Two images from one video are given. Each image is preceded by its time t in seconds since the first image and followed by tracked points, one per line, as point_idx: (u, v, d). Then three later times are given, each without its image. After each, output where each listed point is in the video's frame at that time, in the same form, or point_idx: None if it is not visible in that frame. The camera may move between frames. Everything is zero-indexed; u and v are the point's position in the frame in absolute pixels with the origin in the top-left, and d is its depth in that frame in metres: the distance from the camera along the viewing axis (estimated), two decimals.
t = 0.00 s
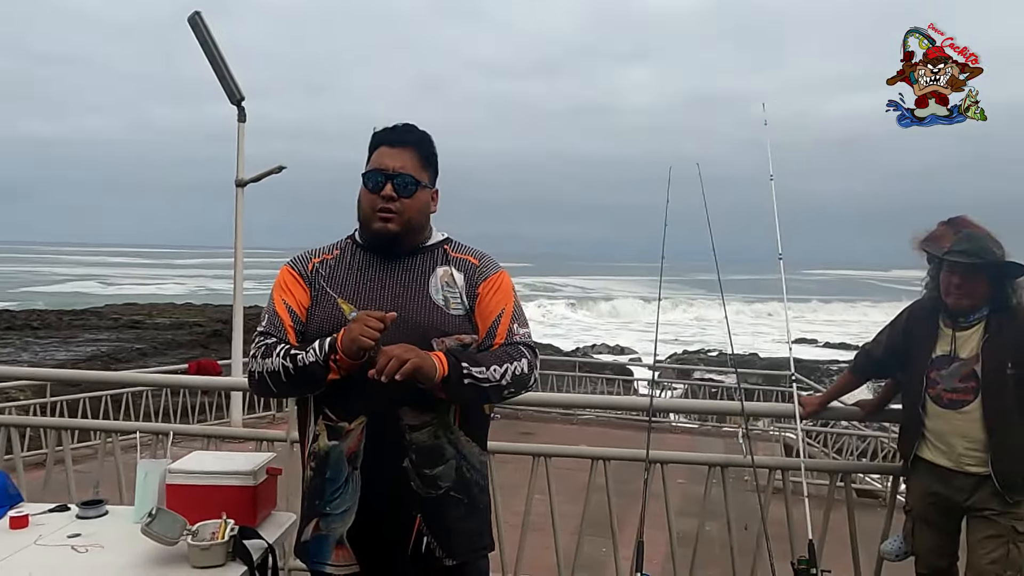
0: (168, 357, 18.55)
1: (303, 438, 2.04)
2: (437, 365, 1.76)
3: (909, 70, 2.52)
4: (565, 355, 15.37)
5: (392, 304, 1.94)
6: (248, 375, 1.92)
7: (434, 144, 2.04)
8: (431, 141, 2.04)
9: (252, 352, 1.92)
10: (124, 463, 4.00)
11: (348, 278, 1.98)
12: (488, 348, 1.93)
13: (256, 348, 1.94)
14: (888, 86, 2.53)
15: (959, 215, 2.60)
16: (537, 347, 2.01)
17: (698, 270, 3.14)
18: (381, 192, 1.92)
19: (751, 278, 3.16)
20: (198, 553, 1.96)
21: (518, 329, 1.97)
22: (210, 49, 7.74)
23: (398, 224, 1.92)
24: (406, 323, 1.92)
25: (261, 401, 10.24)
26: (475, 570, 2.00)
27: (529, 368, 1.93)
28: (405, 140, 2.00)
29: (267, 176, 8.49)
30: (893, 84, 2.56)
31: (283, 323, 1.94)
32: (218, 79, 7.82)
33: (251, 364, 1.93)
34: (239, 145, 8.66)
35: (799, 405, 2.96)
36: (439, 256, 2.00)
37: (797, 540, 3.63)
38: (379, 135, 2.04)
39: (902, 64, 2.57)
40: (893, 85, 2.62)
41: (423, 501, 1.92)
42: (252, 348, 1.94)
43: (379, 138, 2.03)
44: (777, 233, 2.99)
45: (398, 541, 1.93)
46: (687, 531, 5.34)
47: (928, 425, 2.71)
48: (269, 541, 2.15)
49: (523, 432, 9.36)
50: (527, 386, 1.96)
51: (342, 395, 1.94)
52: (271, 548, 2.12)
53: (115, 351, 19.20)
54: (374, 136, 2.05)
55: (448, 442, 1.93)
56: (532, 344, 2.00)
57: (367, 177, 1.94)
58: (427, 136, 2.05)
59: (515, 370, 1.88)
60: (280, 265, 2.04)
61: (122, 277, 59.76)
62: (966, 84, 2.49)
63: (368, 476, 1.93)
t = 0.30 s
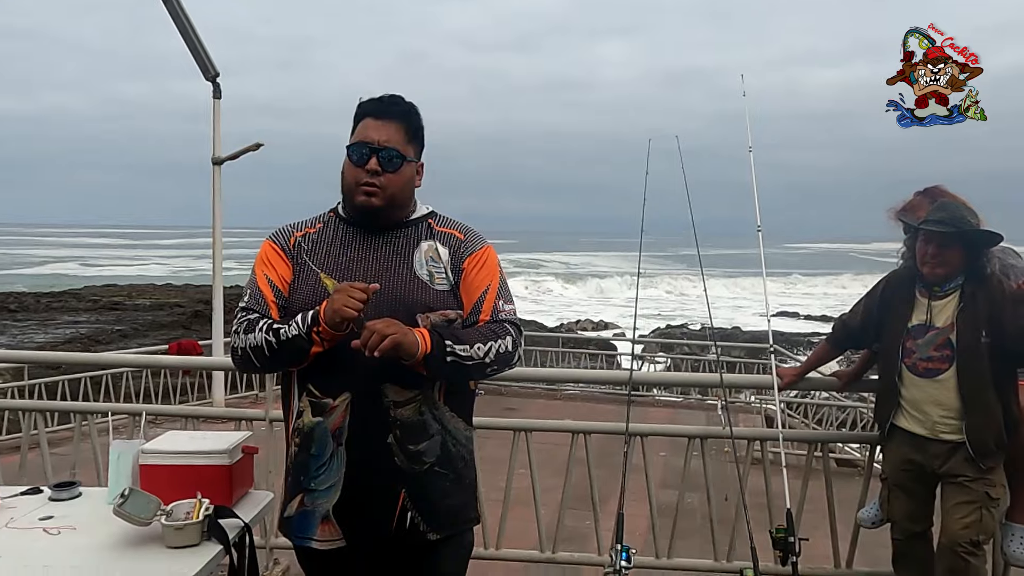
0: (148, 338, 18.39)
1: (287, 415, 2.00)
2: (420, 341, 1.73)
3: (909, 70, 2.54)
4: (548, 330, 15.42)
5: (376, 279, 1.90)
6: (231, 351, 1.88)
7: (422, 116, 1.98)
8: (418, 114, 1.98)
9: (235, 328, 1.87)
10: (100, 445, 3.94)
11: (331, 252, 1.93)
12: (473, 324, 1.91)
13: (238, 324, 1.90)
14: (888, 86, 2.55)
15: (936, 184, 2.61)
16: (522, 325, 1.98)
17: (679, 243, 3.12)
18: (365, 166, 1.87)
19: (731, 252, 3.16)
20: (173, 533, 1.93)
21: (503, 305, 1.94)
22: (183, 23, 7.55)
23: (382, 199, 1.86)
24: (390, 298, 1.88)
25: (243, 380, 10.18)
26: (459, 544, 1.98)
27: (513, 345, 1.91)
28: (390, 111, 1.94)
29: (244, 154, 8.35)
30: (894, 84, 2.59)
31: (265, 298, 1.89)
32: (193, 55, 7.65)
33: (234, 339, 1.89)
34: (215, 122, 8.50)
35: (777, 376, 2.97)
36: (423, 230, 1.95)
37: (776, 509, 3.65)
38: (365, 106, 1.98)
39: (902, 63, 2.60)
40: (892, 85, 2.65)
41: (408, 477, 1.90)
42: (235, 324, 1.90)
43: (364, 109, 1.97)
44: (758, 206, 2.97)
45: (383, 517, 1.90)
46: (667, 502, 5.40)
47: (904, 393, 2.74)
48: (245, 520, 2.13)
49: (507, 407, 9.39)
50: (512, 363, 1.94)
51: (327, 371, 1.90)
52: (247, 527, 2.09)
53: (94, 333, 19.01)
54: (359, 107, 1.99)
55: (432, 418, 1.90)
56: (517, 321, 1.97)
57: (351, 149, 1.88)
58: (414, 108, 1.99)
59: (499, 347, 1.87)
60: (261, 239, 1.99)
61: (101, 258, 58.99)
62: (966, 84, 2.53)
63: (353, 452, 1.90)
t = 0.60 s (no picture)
0: (147, 330, 18.42)
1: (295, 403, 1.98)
2: (430, 329, 1.73)
3: (908, 70, 2.60)
4: (546, 320, 15.43)
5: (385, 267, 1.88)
6: (240, 339, 1.86)
7: (431, 105, 1.97)
8: (427, 102, 1.96)
9: (244, 316, 1.86)
10: (97, 437, 3.93)
11: (339, 240, 1.90)
12: (481, 313, 1.89)
13: (247, 312, 1.88)
14: (887, 86, 2.62)
15: (930, 172, 2.63)
16: (531, 314, 1.97)
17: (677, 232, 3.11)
18: (374, 153, 1.85)
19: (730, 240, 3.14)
20: (169, 525, 1.93)
21: (512, 293, 1.93)
22: (178, 14, 7.50)
23: (389, 186, 1.85)
24: (398, 286, 1.86)
25: (242, 372, 10.18)
26: (466, 531, 1.96)
27: (523, 334, 1.90)
28: (399, 99, 1.92)
29: (241, 145, 8.32)
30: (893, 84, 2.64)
31: (274, 286, 1.88)
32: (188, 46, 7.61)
33: (243, 328, 1.87)
34: (211, 113, 8.46)
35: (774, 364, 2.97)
36: (432, 218, 1.93)
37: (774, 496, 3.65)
38: (374, 93, 1.96)
39: (902, 63, 2.64)
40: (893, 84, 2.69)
41: (416, 464, 1.88)
42: (244, 312, 1.88)
43: (373, 96, 1.95)
44: (756, 195, 2.96)
45: (392, 505, 1.88)
46: (665, 490, 5.42)
47: (901, 380, 2.73)
48: (242, 511, 2.12)
49: (505, 397, 9.41)
50: (520, 352, 1.93)
51: (335, 358, 1.88)
52: (244, 518, 2.09)
53: (93, 325, 19.02)
54: (368, 94, 1.97)
55: (440, 406, 1.89)
56: (526, 310, 1.95)
57: (360, 136, 1.87)
58: (424, 96, 1.97)
59: (508, 336, 1.86)
60: (269, 227, 1.97)
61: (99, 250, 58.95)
62: (966, 84, 2.56)
63: (362, 440, 1.88)
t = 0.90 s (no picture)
0: (144, 329, 18.44)
1: (303, 400, 1.98)
2: (438, 328, 1.72)
3: (908, 70, 2.62)
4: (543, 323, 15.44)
5: (395, 267, 1.88)
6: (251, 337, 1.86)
7: (442, 107, 1.97)
8: (438, 103, 1.97)
9: (254, 314, 1.85)
10: (90, 435, 3.91)
11: (349, 238, 1.90)
12: (490, 312, 1.88)
13: (258, 310, 1.87)
14: (888, 86, 2.64)
15: (927, 179, 2.63)
16: (539, 314, 1.96)
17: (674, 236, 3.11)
18: (385, 153, 1.85)
19: (728, 245, 3.14)
20: (162, 524, 1.92)
21: (520, 293, 1.92)
22: (176, 12, 7.49)
23: (400, 185, 1.85)
24: (407, 286, 1.86)
25: (237, 370, 10.17)
26: (471, 530, 1.97)
27: (531, 334, 1.89)
28: (411, 100, 1.92)
29: (239, 143, 8.31)
30: (894, 84, 2.65)
31: (285, 285, 1.87)
32: (186, 45, 7.60)
33: (253, 325, 1.86)
34: (209, 112, 8.45)
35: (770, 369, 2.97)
36: (441, 219, 1.93)
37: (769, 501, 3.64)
38: (384, 94, 1.96)
39: (902, 63, 2.65)
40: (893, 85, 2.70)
41: (422, 463, 1.88)
42: (255, 310, 1.88)
43: (383, 97, 1.95)
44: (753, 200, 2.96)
45: (397, 504, 1.88)
46: (660, 494, 5.42)
47: (896, 387, 2.74)
48: (236, 511, 2.12)
49: (501, 399, 9.40)
50: (528, 352, 1.92)
51: (344, 356, 1.88)
52: (238, 518, 2.09)
53: (89, 323, 19.00)
54: (379, 95, 1.97)
55: (447, 405, 1.89)
56: (534, 310, 1.95)
57: (371, 136, 1.87)
58: (435, 98, 1.97)
59: (516, 335, 1.85)
60: (279, 226, 1.97)
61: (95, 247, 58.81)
62: (966, 83, 2.57)
63: (370, 438, 1.88)
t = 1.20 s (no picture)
0: (135, 323, 18.36)
1: (302, 393, 1.98)
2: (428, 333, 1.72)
3: (909, 70, 2.62)
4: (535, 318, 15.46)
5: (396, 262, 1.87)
6: (261, 317, 1.82)
7: (444, 102, 1.96)
8: (440, 99, 1.95)
9: (266, 293, 1.82)
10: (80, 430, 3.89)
11: (353, 232, 1.91)
12: (486, 310, 1.88)
13: (268, 290, 1.83)
14: (888, 86, 2.64)
15: (917, 175, 2.63)
16: (535, 310, 1.96)
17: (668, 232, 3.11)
18: (388, 148, 1.84)
19: (721, 241, 3.15)
20: (152, 519, 1.92)
21: (517, 289, 1.91)
22: (167, 5, 7.43)
23: (404, 178, 1.84)
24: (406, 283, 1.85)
25: (229, 366, 10.14)
26: (468, 524, 1.97)
27: (526, 330, 1.87)
28: (414, 96, 1.91)
29: (230, 138, 8.27)
30: (894, 84, 2.66)
31: (297, 268, 1.85)
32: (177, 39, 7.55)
33: (263, 305, 1.83)
34: (200, 106, 8.41)
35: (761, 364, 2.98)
36: (443, 215, 1.93)
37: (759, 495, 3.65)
38: (385, 90, 1.95)
39: (903, 63, 2.66)
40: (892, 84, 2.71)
41: (421, 458, 1.88)
42: (265, 290, 1.83)
43: (384, 93, 1.94)
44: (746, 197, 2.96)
45: (395, 498, 1.87)
46: (651, 488, 5.44)
47: (887, 382, 2.75)
48: (227, 506, 2.11)
49: (493, 395, 9.41)
50: (524, 349, 1.91)
51: (344, 350, 1.87)
52: (229, 513, 2.08)
53: (79, 317, 18.90)
54: (380, 91, 1.96)
55: (447, 400, 1.89)
56: (531, 307, 1.94)
57: (372, 132, 1.85)
58: (437, 93, 1.96)
59: (511, 333, 1.83)
60: (286, 215, 1.96)
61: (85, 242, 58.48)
62: (966, 84, 2.57)
63: (369, 432, 1.88)
